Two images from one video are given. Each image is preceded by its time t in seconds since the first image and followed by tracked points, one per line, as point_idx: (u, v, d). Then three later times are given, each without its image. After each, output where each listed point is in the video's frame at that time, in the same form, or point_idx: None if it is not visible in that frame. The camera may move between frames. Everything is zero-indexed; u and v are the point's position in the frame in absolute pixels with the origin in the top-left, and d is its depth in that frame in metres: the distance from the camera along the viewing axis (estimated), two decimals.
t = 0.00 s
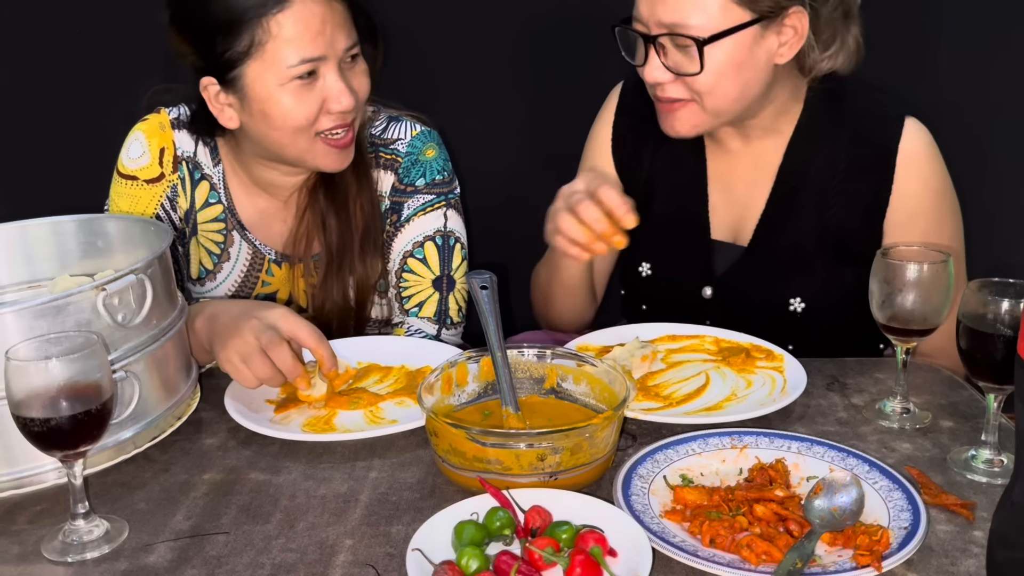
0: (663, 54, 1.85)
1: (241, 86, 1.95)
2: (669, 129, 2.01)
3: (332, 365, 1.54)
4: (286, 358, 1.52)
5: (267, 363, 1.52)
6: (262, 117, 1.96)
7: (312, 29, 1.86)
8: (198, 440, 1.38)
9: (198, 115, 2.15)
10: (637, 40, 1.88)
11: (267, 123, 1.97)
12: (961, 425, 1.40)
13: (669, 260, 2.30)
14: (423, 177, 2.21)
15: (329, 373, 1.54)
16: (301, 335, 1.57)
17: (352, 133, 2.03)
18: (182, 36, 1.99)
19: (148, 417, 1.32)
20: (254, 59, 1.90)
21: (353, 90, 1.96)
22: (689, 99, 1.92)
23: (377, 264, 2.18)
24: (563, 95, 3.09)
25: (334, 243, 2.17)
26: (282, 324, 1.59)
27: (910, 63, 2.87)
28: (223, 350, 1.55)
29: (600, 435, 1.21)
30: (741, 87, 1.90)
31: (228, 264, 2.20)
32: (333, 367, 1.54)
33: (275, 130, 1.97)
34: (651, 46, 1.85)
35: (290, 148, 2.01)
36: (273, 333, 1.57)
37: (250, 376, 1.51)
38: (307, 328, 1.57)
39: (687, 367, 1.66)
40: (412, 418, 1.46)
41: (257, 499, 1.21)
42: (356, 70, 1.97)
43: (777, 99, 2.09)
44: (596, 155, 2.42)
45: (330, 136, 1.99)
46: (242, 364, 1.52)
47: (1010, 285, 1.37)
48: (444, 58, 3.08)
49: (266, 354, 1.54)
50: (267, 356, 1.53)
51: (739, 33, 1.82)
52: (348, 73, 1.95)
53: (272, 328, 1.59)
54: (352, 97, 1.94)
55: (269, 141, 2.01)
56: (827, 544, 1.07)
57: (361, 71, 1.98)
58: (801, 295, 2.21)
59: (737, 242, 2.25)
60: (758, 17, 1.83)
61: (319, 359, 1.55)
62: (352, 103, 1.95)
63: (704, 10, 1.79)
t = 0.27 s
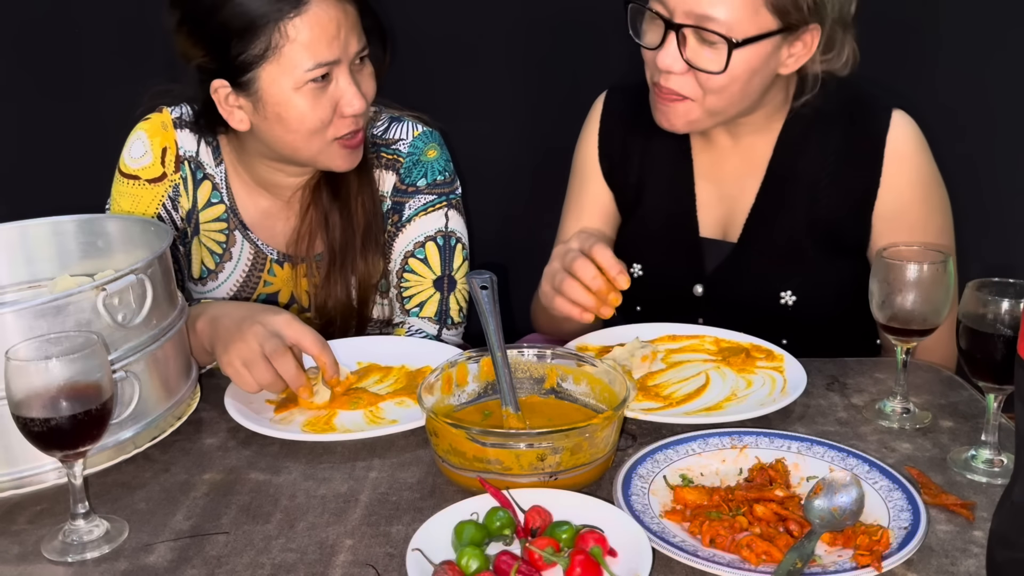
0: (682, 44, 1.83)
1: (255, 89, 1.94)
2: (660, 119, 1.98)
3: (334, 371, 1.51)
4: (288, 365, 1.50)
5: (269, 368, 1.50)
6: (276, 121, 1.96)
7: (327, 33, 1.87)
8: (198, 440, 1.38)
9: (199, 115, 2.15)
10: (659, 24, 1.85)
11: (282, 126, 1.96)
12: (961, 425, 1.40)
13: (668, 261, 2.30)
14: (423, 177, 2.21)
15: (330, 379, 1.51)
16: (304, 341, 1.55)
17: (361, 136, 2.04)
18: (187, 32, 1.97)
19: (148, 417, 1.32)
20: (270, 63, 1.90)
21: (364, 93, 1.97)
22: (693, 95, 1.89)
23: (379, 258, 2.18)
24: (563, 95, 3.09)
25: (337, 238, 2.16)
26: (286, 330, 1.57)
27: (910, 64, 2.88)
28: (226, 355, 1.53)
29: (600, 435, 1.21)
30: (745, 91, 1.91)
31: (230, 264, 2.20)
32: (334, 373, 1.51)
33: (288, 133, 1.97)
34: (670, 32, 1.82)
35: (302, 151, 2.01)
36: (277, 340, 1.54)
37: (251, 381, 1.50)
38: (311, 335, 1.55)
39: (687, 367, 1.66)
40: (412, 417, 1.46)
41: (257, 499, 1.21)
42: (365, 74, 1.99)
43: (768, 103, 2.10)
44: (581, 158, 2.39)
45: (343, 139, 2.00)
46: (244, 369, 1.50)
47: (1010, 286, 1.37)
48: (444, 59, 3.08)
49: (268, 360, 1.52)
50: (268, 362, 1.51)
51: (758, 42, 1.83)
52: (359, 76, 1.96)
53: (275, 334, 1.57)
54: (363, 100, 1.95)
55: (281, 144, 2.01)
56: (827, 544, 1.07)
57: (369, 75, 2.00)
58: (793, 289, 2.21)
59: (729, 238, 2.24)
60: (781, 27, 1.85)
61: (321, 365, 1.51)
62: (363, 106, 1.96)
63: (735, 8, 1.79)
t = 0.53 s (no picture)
0: (675, 54, 1.83)
1: (254, 87, 1.94)
2: (666, 129, 1.98)
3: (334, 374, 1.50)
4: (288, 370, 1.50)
5: (269, 372, 1.50)
6: (275, 120, 1.96)
7: (330, 33, 1.87)
8: (199, 440, 1.38)
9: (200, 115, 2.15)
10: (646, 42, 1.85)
11: (281, 126, 1.96)
12: (961, 425, 1.40)
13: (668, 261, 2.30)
14: (424, 177, 2.20)
15: (330, 381, 1.50)
16: (306, 344, 1.54)
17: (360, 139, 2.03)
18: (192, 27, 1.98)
19: (148, 417, 1.32)
20: (270, 61, 1.90)
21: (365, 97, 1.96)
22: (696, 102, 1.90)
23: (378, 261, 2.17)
24: (563, 95, 3.08)
25: (336, 241, 2.17)
26: (288, 334, 1.56)
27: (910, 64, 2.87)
28: (227, 357, 1.54)
29: (600, 435, 1.21)
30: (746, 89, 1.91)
31: (230, 264, 2.20)
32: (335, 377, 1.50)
33: (287, 133, 1.97)
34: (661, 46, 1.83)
35: (301, 152, 2.00)
36: (279, 344, 1.54)
37: (251, 383, 1.49)
38: (312, 338, 1.54)
39: (687, 367, 1.66)
40: (412, 418, 1.46)
41: (257, 499, 1.21)
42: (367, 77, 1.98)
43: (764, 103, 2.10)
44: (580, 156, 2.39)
45: (341, 141, 2.00)
46: (245, 372, 1.50)
47: (1010, 286, 1.37)
48: (443, 58, 3.08)
49: (269, 363, 1.52)
50: (269, 366, 1.51)
51: (750, 34, 1.83)
52: (360, 79, 1.96)
53: (276, 338, 1.57)
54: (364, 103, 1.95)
55: (280, 144, 2.00)
56: (827, 544, 1.07)
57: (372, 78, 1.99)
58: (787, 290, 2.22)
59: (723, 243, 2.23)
60: (769, 15, 1.85)
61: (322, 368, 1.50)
62: (364, 109, 1.95)
63: (722, 8, 1.79)
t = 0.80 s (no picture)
0: (675, 65, 1.82)
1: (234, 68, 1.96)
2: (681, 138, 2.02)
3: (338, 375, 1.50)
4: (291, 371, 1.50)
5: (272, 373, 1.50)
6: (250, 102, 1.97)
7: (307, 16, 1.87)
8: (199, 440, 1.38)
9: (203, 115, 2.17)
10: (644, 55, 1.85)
11: (256, 109, 1.97)
12: (961, 425, 1.40)
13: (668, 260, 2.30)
14: (424, 177, 2.20)
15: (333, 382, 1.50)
16: (308, 346, 1.54)
17: (342, 135, 2.01)
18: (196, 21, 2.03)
19: (148, 417, 1.32)
20: (246, 39, 1.91)
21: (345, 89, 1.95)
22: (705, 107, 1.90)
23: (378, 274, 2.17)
24: (563, 95, 3.08)
25: (334, 251, 2.16)
26: (290, 336, 1.56)
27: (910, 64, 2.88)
28: (229, 358, 1.53)
29: (600, 435, 1.21)
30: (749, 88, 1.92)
31: (231, 264, 2.20)
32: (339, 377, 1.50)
33: (263, 117, 1.97)
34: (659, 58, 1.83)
35: (277, 140, 1.99)
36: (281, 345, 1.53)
37: (254, 385, 1.49)
38: (314, 339, 1.54)
39: (687, 367, 1.66)
40: (412, 418, 1.46)
41: (257, 499, 1.21)
42: (352, 70, 1.96)
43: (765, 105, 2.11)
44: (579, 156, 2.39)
45: (318, 132, 1.98)
46: (247, 373, 1.50)
47: (1010, 286, 1.37)
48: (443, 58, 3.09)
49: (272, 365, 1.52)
50: (273, 368, 1.50)
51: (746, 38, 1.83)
52: (342, 71, 1.94)
53: (278, 338, 1.57)
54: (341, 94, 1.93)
55: (258, 127, 2.00)
56: (827, 544, 1.07)
57: (356, 72, 1.97)
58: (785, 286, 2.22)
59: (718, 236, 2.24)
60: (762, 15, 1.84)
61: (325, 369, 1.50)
62: (341, 99, 1.93)
63: (715, 16, 1.79)
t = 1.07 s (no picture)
0: (671, 84, 1.82)
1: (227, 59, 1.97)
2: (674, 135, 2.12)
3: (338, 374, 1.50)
4: (291, 372, 1.49)
5: (272, 374, 1.50)
6: (238, 92, 1.97)
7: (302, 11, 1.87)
8: (199, 440, 1.38)
9: (204, 115, 2.18)
10: (640, 71, 1.84)
11: (243, 100, 1.97)
12: (961, 425, 1.40)
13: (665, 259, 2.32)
14: (426, 177, 2.20)
15: (333, 382, 1.49)
16: (308, 345, 1.53)
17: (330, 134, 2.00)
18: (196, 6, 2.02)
19: (148, 417, 1.32)
20: (239, 29, 1.91)
21: (335, 88, 1.95)
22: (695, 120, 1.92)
23: (376, 277, 2.16)
24: (563, 95, 3.08)
25: (331, 254, 2.16)
26: (290, 336, 1.56)
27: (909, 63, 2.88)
28: (229, 358, 1.53)
29: (600, 435, 1.21)
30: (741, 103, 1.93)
31: (230, 264, 2.20)
32: (338, 375, 1.49)
33: (250, 108, 1.97)
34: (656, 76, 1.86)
35: (264, 134, 1.99)
36: (282, 345, 1.53)
37: (254, 385, 1.49)
38: (314, 339, 1.54)
39: (687, 367, 1.66)
40: (412, 418, 1.46)
41: (257, 499, 1.21)
42: (344, 69, 1.96)
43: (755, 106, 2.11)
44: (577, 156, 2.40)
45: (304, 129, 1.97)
46: (247, 374, 1.50)
47: (1010, 285, 1.37)
48: (443, 59, 3.09)
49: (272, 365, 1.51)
50: (272, 368, 1.50)
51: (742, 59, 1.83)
52: (334, 69, 1.94)
53: (278, 339, 1.56)
54: (330, 91, 1.93)
55: (246, 121, 2.00)
56: (827, 544, 1.07)
57: (349, 72, 1.97)
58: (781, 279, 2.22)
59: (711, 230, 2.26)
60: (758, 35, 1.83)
61: (325, 368, 1.50)
62: (329, 97, 1.93)
63: (712, 41, 1.77)
